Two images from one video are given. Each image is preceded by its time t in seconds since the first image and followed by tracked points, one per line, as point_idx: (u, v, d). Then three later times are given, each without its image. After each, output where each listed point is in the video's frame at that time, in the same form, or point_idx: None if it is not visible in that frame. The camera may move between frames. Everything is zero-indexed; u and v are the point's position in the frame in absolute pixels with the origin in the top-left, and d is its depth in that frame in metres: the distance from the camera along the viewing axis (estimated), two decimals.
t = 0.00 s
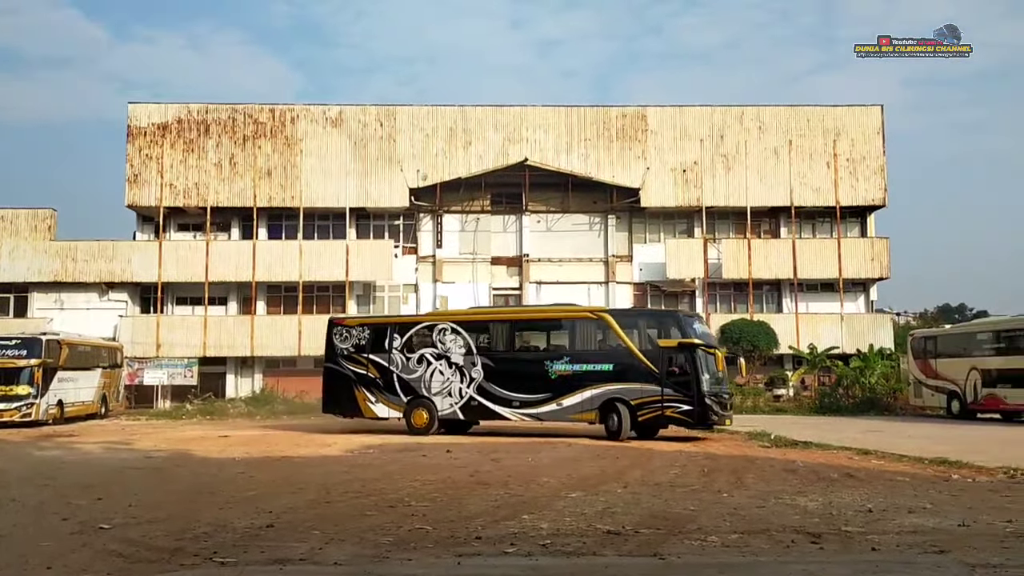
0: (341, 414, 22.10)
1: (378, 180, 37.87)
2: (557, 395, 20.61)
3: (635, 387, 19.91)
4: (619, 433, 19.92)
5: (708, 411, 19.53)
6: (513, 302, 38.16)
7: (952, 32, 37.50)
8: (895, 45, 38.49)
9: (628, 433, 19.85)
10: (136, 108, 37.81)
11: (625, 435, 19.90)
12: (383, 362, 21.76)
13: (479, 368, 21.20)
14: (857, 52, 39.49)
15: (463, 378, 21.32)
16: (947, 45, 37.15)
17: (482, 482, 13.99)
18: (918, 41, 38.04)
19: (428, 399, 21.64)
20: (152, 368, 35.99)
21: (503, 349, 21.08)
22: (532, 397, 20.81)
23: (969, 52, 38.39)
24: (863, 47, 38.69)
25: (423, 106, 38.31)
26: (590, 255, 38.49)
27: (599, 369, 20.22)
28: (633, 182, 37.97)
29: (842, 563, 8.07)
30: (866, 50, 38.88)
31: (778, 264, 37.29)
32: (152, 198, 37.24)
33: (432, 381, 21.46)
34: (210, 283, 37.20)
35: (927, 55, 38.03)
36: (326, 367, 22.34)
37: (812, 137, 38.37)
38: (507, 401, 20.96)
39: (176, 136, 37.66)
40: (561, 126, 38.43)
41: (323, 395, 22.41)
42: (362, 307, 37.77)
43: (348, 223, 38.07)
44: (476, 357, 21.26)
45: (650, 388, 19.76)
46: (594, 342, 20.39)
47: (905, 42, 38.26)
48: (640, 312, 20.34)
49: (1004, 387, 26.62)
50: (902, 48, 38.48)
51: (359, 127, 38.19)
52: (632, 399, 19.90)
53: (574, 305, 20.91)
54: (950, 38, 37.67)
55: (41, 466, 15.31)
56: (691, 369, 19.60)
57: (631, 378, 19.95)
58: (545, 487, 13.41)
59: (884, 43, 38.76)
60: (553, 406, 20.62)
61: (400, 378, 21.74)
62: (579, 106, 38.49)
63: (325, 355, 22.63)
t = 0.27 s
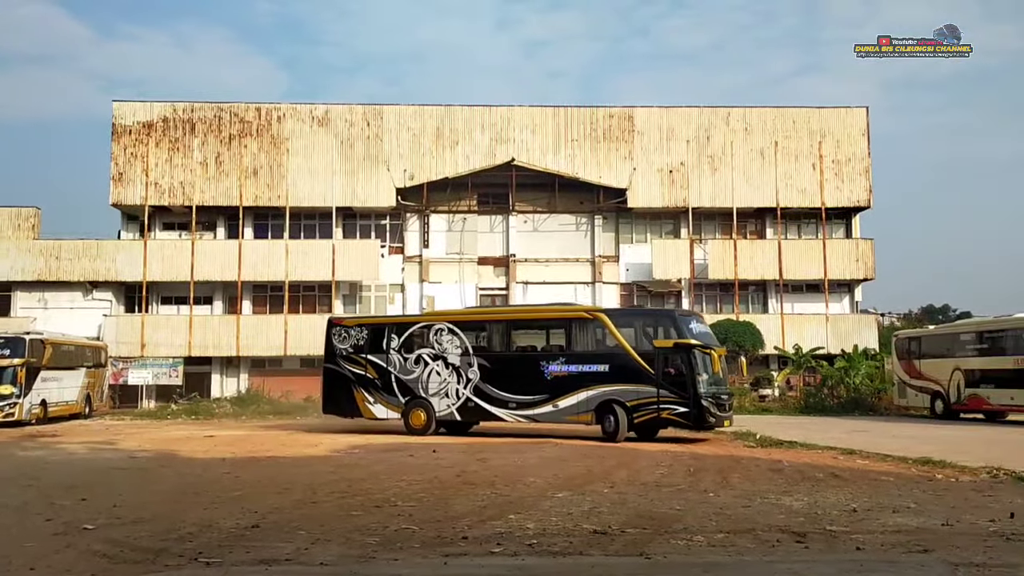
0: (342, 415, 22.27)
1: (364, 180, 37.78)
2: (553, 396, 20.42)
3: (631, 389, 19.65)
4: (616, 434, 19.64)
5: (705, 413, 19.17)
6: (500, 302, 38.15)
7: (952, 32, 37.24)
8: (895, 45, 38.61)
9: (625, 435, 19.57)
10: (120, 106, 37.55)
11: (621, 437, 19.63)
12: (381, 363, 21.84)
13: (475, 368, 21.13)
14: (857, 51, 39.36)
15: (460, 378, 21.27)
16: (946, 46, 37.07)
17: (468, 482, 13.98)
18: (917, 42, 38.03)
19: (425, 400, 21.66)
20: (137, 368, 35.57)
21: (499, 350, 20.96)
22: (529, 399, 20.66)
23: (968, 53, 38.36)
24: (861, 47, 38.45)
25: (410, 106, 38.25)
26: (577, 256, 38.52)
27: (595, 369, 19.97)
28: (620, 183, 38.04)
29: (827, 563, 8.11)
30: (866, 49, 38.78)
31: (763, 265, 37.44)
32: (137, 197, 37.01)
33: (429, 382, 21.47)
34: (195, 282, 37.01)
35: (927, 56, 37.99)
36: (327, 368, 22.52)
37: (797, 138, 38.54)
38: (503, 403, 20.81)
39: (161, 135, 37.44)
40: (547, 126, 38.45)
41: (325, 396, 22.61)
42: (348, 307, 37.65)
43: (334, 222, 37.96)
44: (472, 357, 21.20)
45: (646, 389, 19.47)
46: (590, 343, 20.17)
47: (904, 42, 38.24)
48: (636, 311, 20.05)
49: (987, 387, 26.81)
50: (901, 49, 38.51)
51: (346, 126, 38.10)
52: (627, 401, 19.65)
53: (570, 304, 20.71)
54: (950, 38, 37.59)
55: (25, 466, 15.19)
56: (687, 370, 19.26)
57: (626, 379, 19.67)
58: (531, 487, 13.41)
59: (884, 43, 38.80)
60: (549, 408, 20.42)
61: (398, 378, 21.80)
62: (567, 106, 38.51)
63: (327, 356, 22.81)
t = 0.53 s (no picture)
0: (344, 416, 22.30)
1: (353, 179, 37.70)
2: (551, 397, 20.32)
3: (629, 390, 19.55)
4: (615, 435, 19.62)
5: (704, 415, 19.02)
6: (489, 301, 38.16)
7: (952, 32, 37.22)
8: (897, 45, 38.82)
9: (623, 435, 19.55)
10: (108, 104, 37.34)
11: (620, 437, 19.61)
12: (382, 364, 21.81)
13: (475, 369, 21.04)
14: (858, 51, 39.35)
15: (459, 379, 21.20)
16: (948, 45, 37.09)
17: (458, 481, 13.98)
18: (920, 42, 38.12)
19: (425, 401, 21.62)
20: (124, 368, 35.62)
21: (498, 350, 20.85)
22: (527, 400, 20.57)
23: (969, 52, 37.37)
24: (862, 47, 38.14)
25: (399, 105, 38.19)
26: (566, 255, 38.55)
27: (593, 371, 19.84)
28: (609, 183, 38.09)
29: (813, 561, 8.15)
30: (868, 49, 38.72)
31: (752, 265, 37.57)
32: (125, 195, 36.82)
33: (429, 383, 21.42)
34: (183, 282, 36.86)
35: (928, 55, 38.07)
36: (329, 369, 22.55)
37: (786, 139, 38.67)
38: (502, 404, 20.74)
39: (149, 133, 37.26)
40: (537, 126, 38.47)
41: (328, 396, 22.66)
42: (337, 306, 37.60)
43: (323, 221, 37.89)
44: (471, 357, 21.11)
45: (644, 391, 19.35)
46: (589, 343, 20.02)
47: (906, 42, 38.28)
48: (634, 311, 19.86)
49: (973, 386, 26.97)
50: (904, 48, 38.66)
51: (335, 125, 38.02)
52: (626, 403, 19.57)
53: (568, 303, 20.55)
54: (950, 38, 37.63)
55: (12, 466, 15.10)
56: (685, 371, 19.10)
57: (625, 380, 19.56)
58: (521, 486, 13.43)
59: (886, 42, 38.96)
60: (548, 409, 20.34)
61: (398, 379, 21.76)
62: (556, 106, 38.54)
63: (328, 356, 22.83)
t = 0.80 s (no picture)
0: (348, 415, 22.39)
1: (345, 178, 37.63)
2: (551, 397, 20.12)
3: (629, 389, 19.21)
4: (616, 434, 19.39)
5: (705, 415, 18.58)
6: (481, 300, 38.17)
7: (953, 32, 37.33)
8: (898, 45, 39.00)
9: (624, 435, 19.33)
10: (98, 102, 37.20)
11: (620, 437, 19.39)
12: (384, 363, 21.84)
13: (476, 369, 20.93)
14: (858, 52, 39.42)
15: (460, 379, 21.13)
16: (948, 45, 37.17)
17: (449, 481, 13.97)
18: (921, 43, 38.28)
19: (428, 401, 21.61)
20: (114, 366, 35.70)
21: (498, 350, 20.69)
22: (528, 400, 20.40)
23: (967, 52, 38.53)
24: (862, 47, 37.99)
25: (390, 104, 38.14)
26: (558, 255, 38.57)
27: (593, 370, 19.56)
28: (601, 182, 38.12)
29: (803, 560, 8.18)
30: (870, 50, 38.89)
31: (743, 264, 37.68)
32: (114, 194, 36.68)
33: (431, 383, 21.40)
34: (174, 280, 36.74)
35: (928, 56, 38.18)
36: (333, 369, 22.65)
37: (777, 138, 38.78)
38: (503, 404, 20.62)
39: (139, 131, 37.12)
40: (529, 125, 38.49)
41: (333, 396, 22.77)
42: (328, 305, 37.55)
43: (314, 220, 37.83)
44: (472, 357, 21.00)
45: (644, 391, 19.00)
46: (589, 342, 19.73)
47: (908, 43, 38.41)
48: (634, 309, 19.47)
49: (962, 386, 27.10)
50: (903, 49, 38.84)
51: (327, 124, 37.95)
52: (626, 403, 19.28)
53: (568, 301, 20.24)
54: (950, 38, 37.74)
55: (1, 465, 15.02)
56: (685, 370, 18.68)
57: (625, 380, 19.24)
58: (512, 485, 13.42)
59: (886, 43, 39.08)
60: (548, 410, 20.14)
61: (401, 379, 21.77)
62: (548, 106, 38.57)
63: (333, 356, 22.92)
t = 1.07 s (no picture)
0: (355, 415, 22.54)
1: (337, 176, 37.56)
2: (553, 396, 19.95)
3: (630, 387, 18.88)
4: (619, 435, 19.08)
5: (707, 413, 18.18)
6: (473, 299, 38.16)
7: (952, 33, 37.36)
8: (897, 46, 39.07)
9: (627, 435, 19.02)
10: (90, 100, 37.08)
11: (623, 437, 19.07)
12: (389, 363, 21.93)
13: (478, 368, 20.89)
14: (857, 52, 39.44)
15: (463, 379, 21.12)
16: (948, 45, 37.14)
17: (441, 479, 13.96)
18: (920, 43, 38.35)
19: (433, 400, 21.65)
20: (105, 365, 35.59)
21: (501, 348, 20.61)
22: (531, 399, 20.28)
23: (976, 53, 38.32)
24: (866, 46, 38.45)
25: (383, 102, 38.08)
26: (551, 253, 38.56)
27: (594, 368, 19.31)
28: (594, 181, 38.15)
29: (795, 558, 8.19)
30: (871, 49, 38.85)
31: (736, 263, 37.74)
32: (106, 191, 36.56)
33: (435, 383, 21.43)
34: (165, 279, 36.63)
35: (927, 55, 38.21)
36: (340, 369, 22.83)
37: (770, 137, 38.85)
38: (506, 403, 20.55)
39: (131, 129, 37.00)
40: (522, 124, 38.48)
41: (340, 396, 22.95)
42: (321, 304, 37.49)
43: (306, 218, 37.75)
44: (475, 356, 20.96)
45: (645, 388, 18.65)
46: (590, 339, 19.48)
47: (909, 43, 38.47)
48: (635, 304, 19.10)
49: (954, 384, 27.20)
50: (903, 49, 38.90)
51: (320, 122, 37.88)
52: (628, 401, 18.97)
53: (570, 298, 20.01)
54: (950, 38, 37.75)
55: None
56: (687, 367, 18.29)
57: (626, 377, 18.92)
58: (505, 484, 13.42)
59: (885, 43, 39.16)
60: (550, 408, 19.98)
61: (405, 379, 21.84)
62: (541, 104, 38.56)
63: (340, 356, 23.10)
